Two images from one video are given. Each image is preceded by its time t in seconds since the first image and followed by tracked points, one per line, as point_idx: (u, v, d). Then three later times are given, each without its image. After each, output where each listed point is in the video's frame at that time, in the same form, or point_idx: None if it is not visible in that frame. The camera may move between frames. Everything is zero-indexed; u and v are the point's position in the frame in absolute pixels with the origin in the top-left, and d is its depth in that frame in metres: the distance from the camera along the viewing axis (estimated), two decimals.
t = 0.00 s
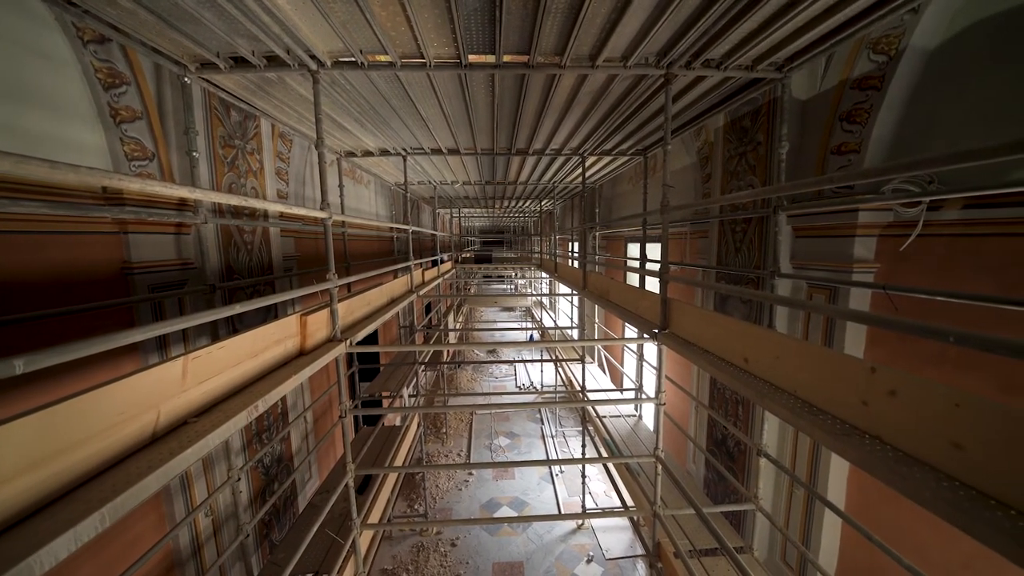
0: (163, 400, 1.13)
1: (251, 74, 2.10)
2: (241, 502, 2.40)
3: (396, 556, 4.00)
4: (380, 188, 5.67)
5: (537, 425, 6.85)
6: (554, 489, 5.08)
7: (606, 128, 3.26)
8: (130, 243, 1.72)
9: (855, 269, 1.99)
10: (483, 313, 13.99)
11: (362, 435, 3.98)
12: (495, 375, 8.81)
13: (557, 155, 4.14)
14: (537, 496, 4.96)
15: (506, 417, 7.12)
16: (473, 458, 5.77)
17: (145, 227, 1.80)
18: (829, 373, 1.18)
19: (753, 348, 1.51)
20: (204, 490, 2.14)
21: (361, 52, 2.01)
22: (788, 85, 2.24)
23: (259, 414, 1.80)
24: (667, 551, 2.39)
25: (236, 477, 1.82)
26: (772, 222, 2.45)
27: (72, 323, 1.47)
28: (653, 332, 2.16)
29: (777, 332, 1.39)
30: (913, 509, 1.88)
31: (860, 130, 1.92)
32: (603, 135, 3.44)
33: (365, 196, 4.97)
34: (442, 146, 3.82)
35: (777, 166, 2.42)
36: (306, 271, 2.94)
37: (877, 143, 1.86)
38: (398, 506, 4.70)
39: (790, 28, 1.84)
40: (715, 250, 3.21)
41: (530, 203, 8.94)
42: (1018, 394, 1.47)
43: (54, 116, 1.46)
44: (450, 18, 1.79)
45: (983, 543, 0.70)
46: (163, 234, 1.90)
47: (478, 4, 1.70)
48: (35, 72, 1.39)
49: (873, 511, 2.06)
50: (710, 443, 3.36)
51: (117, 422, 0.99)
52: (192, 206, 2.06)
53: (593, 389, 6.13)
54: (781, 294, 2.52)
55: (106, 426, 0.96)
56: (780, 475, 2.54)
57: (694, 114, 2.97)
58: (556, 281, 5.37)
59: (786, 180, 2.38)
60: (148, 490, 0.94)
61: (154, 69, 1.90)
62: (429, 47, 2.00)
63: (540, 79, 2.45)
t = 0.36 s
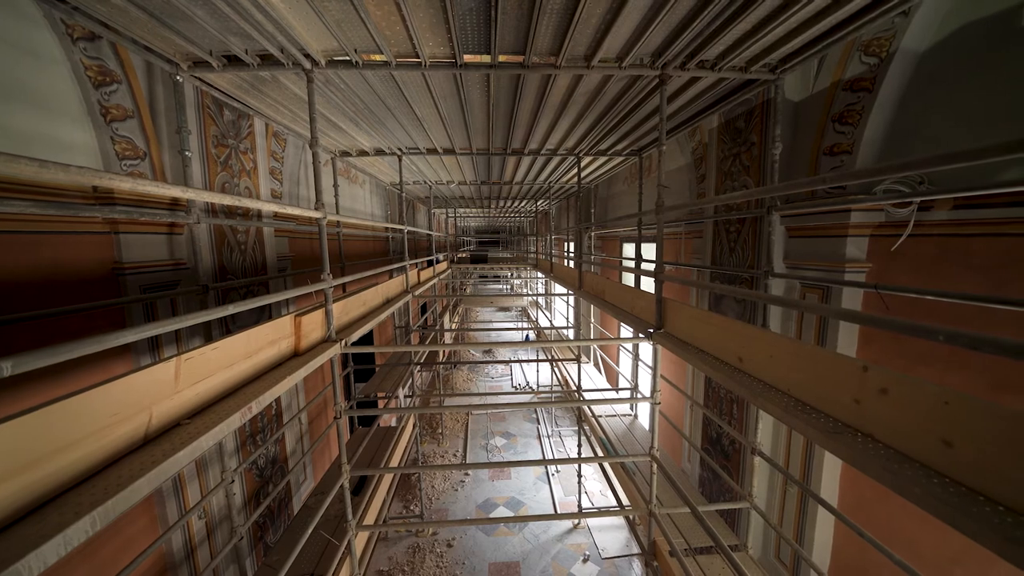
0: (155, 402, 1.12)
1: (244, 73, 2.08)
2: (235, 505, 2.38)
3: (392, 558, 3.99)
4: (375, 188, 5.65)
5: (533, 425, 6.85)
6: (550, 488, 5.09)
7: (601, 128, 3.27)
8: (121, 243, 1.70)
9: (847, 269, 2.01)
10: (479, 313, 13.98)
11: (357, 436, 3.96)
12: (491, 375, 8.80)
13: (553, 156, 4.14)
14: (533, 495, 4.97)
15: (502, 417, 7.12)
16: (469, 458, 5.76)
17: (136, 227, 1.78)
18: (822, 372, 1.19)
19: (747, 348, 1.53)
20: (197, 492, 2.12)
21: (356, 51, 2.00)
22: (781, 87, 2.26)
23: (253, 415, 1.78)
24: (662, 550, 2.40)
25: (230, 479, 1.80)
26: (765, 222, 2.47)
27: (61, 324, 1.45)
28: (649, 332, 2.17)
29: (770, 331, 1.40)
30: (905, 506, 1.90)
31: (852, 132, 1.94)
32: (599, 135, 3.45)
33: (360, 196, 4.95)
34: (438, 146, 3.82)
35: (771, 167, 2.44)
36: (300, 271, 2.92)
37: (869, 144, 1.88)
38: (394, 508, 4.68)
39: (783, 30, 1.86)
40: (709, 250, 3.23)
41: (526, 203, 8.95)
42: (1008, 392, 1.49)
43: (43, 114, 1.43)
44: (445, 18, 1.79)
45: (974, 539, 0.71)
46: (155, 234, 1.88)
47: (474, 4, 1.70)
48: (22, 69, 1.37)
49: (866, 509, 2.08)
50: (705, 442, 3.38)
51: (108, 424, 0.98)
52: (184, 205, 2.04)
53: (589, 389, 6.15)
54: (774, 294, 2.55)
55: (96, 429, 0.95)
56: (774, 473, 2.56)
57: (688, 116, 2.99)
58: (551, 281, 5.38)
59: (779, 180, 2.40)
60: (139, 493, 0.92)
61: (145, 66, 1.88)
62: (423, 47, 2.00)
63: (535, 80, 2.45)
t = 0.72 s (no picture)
0: (149, 403, 1.11)
1: (240, 72, 2.07)
2: (231, 506, 2.37)
3: (389, 558, 3.98)
4: (371, 188, 5.63)
5: (530, 425, 6.86)
6: (547, 488, 5.09)
7: (598, 129, 3.27)
8: (115, 243, 1.69)
9: (842, 269, 2.02)
10: (476, 313, 13.97)
11: (354, 437, 3.95)
12: (488, 375, 8.80)
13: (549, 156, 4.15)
14: (530, 495, 4.97)
15: (499, 417, 7.12)
16: (467, 458, 5.76)
17: (131, 226, 1.77)
18: (817, 371, 1.20)
19: (743, 348, 1.53)
20: (192, 494, 2.11)
21: (352, 51, 1.99)
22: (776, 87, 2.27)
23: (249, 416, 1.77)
24: (659, 549, 2.41)
25: (226, 481, 1.79)
26: (761, 223, 2.48)
27: (55, 325, 1.44)
28: (645, 331, 2.18)
29: (765, 331, 1.41)
30: (899, 504, 1.92)
31: (847, 132, 1.95)
32: (595, 136, 3.46)
33: (357, 196, 4.94)
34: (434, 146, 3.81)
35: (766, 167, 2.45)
36: (296, 271, 2.91)
37: (863, 145, 1.90)
38: (391, 508, 4.67)
39: (778, 31, 1.87)
40: (705, 250, 3.24)
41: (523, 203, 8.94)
42: (999, 390, 1.51)
43: (34, 112, 1.42)
44: (442, 18, 1.78)
45: (966, 537, 0.72)
46: (149, 234, 1.87)
47: (470, 4, 1.70)
48: (14, 67, 1.36)
49: (860, 507, 2.10)
50: (701, 441, 3.39)
51: (102, 425, 0.97)
52: (179, 205, 2.03)
53: (586, 389, 6.16)
54: (770, 294, 2.56)
55: (89, 430, 0.94)
56: (769, 471, 2.57)
57: (684, 116, 3.00)
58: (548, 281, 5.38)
59: (774, 180, 2.41)
60: (133, 495, 0.92)
61: (139, 65, 1.86)
62: (420, 46, 1.99)
63: (532, 80, 2.46)
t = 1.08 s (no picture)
0: (142, 405, 1.10)
1: (235, 71, 2.06)
2: (226, 508, 2.35)
3: (386, 559, 3.97)
4: (368, 188, 5.61)
5: (527, 425, 6.86)
6: (544, 488, 5.10)
7: (594, 129, 3.28)
8: (108, 243, 1.67)
9: (836, 269, 2.04)
10: (473, 313, 13.97)
11: (350, 437, 3.93)
12: (485, 375, 8.80)
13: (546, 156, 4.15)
14: (527, 495, 4.97)
15: (496, 417, 7.12)
16: (464, 458, 5.75)
17: (125, 226, 1.75)
18: (812, 370, 1.20)
19: (739, 347, 1.54)
20: (187, 496, 2.10)
21: (348, 50, 1.99)
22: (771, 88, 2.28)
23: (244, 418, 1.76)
24: (655, 548, 2.41)
25: (221, 482, 1.78)
26: (756, 223, 2.49)
27: (46, 326, 1.42)
28: (641, 331, 2.19)
29: (761, 331, 1.41)
30: (893, 502, 1.93)
31: (841, 133, 1.96)
32: (592, 136, 3.47)
33: (353, 196, 4.92)
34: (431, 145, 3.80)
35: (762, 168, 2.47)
36: (291, 272, 2.90)
37: (857, 145, 1.91)
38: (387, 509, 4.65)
39: (773, 32, 1.88)
40: (702, 250, 3.26)
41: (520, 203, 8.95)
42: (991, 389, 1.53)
43: (25, 111, 1.40)
44: (439, 18, 1.78)
45: (958, 533, 0.73)
46: (143, 234, 1.85)
47: (467, 4, 1.70)
48: (4, 65, 1.34)
49: (855, 505, 2.11)
50: (698, 440, 3.41)
51: (95, 426, 0.97)
52: (173, 205, 2.01)
53: (583, 389, 6.17)
54: (765, 294, 2.58)
55: (82, 432, 0.93)
56: (765, 470, 2.59)
57: (680, 117, 3.01)
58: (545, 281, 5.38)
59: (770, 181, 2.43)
60: (126, 497, 0.91)
61: (132, 64, 1.85)
62: (417, 46, 1.98)
63: (528, 80, 2.46)
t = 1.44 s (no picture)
0: (136, 406, 1.09)
1: (230, 70, 2.05)
2: (222, 509, 2.34)
3: (383, 560, 3.95)
4: (365, 188, 5.60)
5: (524, 425, 6.86)
6: (542, 488, 5.10)
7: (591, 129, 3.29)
8: (102, 243, 1.66)
9: (831, 268, 2.05)
10: (470, 313, 13.95)
11: (347, 438, 3.92)
12: (482, 375, 8.79)
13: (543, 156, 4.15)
14: (524, 495, 4.97)
15: (493, 417, 7.12)
16: (461, 458, 5.75)
17: (119, 226, 1.74)
18: (808, 370, 1.21)
19: (735, 347, 1.55)
20: (182, 498, 2.08)
21: (344, 49, 1.98)
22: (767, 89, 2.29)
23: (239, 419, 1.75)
24: (653, 547, 2.42)
25: (217, 484, 1.76)
26: (752, 223, 2.51)
27: (39, 326, 1.41)
28: (638, 331, 2.19)
29: (758, 331, 1.42)
30: (888, 500, 1.94)
31: (836, 134, 1.98)
32: (588, 136, 3.47)
33: (350, 195, 4.90)
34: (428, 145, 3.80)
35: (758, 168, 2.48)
36: (287, 272, 2.88)
37: (852, 146, 1.92)
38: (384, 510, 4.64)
39: (768, 33, 1.89)
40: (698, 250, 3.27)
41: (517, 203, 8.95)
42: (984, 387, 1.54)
43: (15, 109, 1.38)
44: (436, 17, 1.78)
45: (951, 531, 0.73)
46: (137, 234, 1.84)
47: (464, 4, 1.70)
48: None
49: (850, 503, 2.13)
50: (694, 439, 3.42)
51: (89, 428, 0.96)
52: (168, 204, 2.00)
53: (580, 388, 6.18)
54: (761, 293, 2.59)
55: (77, 434, 0.92)
56: (761, 470, 2.60)
57: (676, 117, 3.02)
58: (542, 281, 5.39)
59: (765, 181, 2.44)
60: (120, 500, 0.90)
61: (126, 63, 1.84)
62: (413, 45, 1.98)
63: (525, 80, 2.46)
